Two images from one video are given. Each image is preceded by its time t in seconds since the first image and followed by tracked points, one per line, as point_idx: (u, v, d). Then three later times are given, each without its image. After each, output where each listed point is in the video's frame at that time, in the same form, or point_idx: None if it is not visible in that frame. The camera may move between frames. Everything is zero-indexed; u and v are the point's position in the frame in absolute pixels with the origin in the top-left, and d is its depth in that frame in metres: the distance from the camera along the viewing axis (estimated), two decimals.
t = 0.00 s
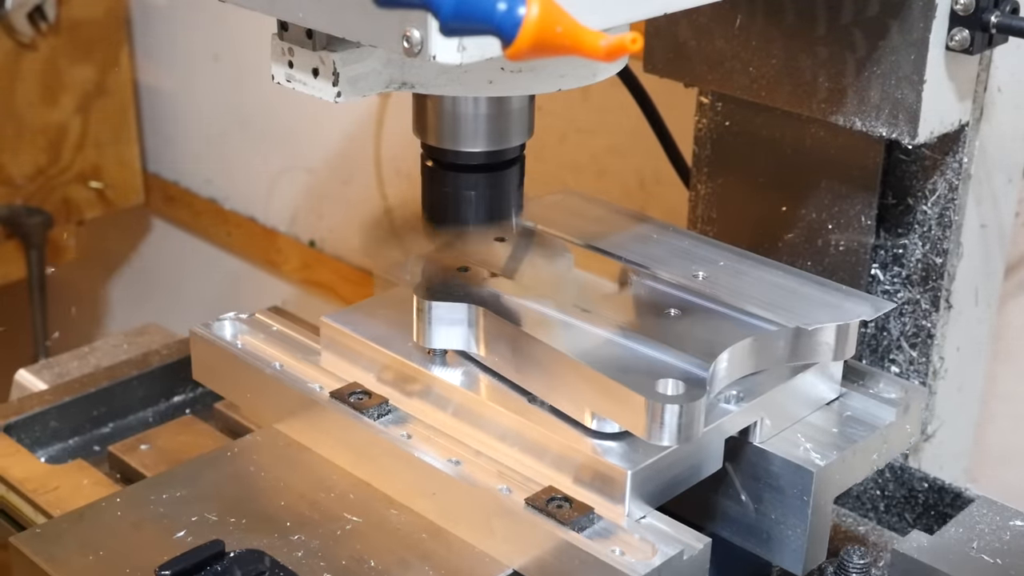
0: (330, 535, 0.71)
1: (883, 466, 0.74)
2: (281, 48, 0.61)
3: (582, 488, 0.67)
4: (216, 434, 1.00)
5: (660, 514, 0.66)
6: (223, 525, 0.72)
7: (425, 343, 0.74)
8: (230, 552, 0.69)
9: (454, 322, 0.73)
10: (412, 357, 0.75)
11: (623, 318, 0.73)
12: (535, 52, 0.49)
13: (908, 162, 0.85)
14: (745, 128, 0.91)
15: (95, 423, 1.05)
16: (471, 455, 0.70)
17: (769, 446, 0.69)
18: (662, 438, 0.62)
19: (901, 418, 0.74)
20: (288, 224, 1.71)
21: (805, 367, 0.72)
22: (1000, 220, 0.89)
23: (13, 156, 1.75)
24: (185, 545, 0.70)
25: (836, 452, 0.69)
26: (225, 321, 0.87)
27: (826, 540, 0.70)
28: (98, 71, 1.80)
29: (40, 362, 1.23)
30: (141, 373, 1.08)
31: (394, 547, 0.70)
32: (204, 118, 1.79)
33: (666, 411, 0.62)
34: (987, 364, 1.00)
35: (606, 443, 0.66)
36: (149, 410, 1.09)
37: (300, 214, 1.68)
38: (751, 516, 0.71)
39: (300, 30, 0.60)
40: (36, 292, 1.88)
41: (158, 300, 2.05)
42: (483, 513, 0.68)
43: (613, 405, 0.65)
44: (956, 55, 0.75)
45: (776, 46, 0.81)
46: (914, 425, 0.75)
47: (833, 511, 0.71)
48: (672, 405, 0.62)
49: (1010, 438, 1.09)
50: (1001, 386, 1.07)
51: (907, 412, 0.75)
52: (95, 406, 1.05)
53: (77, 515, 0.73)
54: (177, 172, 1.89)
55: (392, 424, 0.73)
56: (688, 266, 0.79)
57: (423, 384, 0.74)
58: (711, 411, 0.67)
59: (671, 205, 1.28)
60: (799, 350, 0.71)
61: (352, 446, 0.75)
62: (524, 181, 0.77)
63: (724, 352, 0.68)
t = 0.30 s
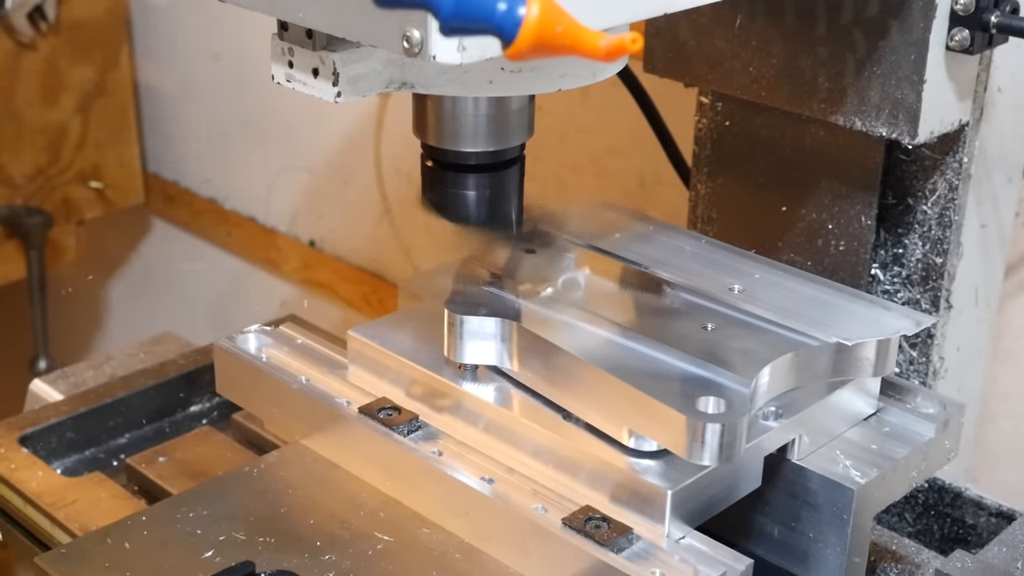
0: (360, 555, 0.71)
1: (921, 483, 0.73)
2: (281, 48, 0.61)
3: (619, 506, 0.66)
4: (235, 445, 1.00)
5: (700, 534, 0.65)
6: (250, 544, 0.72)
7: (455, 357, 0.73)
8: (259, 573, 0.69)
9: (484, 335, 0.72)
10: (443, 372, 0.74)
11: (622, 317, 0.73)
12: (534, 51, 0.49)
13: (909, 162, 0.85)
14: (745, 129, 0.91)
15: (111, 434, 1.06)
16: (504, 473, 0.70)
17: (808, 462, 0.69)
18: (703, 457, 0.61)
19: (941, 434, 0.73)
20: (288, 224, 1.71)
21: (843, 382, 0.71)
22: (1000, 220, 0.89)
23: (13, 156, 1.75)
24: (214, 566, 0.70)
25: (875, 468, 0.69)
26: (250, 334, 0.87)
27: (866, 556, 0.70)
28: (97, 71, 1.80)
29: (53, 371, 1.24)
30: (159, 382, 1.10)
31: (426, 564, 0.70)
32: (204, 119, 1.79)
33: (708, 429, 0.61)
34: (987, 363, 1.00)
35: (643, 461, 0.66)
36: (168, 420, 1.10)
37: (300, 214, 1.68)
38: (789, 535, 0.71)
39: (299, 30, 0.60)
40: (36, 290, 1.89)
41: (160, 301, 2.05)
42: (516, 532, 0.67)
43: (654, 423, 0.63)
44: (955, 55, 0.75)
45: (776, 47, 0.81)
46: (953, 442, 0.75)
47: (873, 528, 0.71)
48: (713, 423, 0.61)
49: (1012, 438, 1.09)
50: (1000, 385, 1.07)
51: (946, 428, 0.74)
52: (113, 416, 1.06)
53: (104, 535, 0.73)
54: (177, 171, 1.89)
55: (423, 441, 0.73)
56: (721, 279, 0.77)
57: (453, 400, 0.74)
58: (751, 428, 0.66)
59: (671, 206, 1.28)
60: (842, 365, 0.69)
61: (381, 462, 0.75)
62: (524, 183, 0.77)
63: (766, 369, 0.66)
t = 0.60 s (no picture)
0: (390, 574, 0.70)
1: (962, 501, 0.72)
2: (282, 48, 0.61)
3: (656, 525, 0.66)
4: (254, 457, 1.00)
5: (740, 556, 0.65)
6: (278, 564, 0.71)
7: (487, 373, 0.73)
8: None
9: (518, 351, 0.72)
10: (474, 388, 0.74)
11: (620, 318, 0.73)
12: (534, 51, 0.49)
13: (909, 162, 0.85)
14: (745, 129, 0.91)
15: (127, 445, 1.08)
16: (540, 492, 0.70)
17: (847, 480, 0.68)
18: (746, 478, 0.59)
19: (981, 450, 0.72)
20: (288, 224, 1.71)
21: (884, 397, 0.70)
22: (1000, 219, 0.89)
23: (13, 157, 1.73)
24: None
25: (916, 486, 0.68)
26: (274, 347, 0.87)
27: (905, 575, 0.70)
28: (97, 72, 1.80)
29: (68, 382, 1.24)
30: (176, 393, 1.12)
31: None
32: (204, 119, 1.79)
33: (750, 449, 0.59)
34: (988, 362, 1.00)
35: (682, 481, 0.65)
36: (183, 430, 1.13)
37: (300, 214, 1.68)
38: (828, 552, 0.71)
39: (300, 30, 0.60)
40: (35, 288, 1.89)
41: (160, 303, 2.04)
42: (552, 552, 0.67)
43: (694, 442, 0.62)
44: (955, 56, 0.75)
45: (776, 47, 0.81)
46: (993, 458, 0.74)
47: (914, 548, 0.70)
48: (756, 444, 0.59)
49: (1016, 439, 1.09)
50: (1001, 385, 1.07)
51: (986, 444, 0.73)
52: (129, 426, 1.08)
53: (131, 555, 0.72)
54: (177, 171, 1.89)
55: (455, 459, 0.72)
56: (758, 292, 0.75)
57: (484, 416, 0.73)
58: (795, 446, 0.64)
59: (670, 206, 1.28)
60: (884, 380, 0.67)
61: (411, 480, 0.74)
62: (524, 184, 0.77)
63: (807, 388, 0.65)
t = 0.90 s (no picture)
0: None
1: (1003, 519, 0.72)
2: (282, 48, 0.61)
3: (697, 546, 0.65)
4: (273, 469, 1.00)
5: None
6: None
7: (521, 390, 0.72)
8: None
9: (553, 368, 0.71)
10: (508, 405, 0.73)
11: (617, 315, 0.74)
12: (535, 50, 0.49)
13: (909, 162, 0.85)
14: (745, 130, 0.91)
15: (145, 456, 1.09)
16: (576, 511, 0.69)
17: (889, 499, 0.68)
18: (790, 498, 0.58)
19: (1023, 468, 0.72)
20: (288, 224, 1.71)
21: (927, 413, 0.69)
22: (1000, 218, 0.89)
23: (13, 156, 1.73)
24: None
25: (961, 504, 0.67)
26: (301, 360, 0.86)
27: None
28: (97, 72, 1.80)
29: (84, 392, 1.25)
30: (194, 405, 1.13)
31: None
32: (204, 118, 1.79)
33: (795, 468, 0.58)
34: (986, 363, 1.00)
35: (723, 501, 0.65)
36: (202, 442, 1.14)
37: (300, 215, 1.68)
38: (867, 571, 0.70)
39: (300, 30, 0.60)
40: (35, 288, 1.89)
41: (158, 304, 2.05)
42: (589, 572, 0.66)
43: (736, 461, 0.61)
44: (955, 56, 0.75)
45: (776, 47, 0.81)
46: None
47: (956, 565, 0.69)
48: (800, 464, 0.58)
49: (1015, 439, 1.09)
50: (1002, 384, 1.07)
51: None
52: (148, 438, 1.09)
53: None
54: (176, 171, 1.89)
55: (487, 476, 0.72)
56: (797, 304, 0.74)
57: (518, 432, 0.73)
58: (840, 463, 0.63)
59: (670, 205, 1.27)
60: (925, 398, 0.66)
61: (442, 498, 0.73)
62: (524, 184, 0.77)
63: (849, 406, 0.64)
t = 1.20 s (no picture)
0: None
1: None
2: (281, 47, 0.61)
3: (738, 567, 0.63)
4: (293, 482, 0.99)
5: None
6: None
7: (556, 407, 0.70)
8: None
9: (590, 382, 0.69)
10: (542, 423, 0.71)
11: (619, 317, 0.74)
12: (535, 48, 0.49)
13: (909, 162, 0.86)
14: (744, 130, 0.91)
15: (162, 468, 1.09)
16: (612, 531, 0.67)
17: (932, 518, 0.66)
18: (836, 520, 0.56)
19: None
20: (288, 224, 1.71)
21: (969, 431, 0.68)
22: (1000, 218, 0.88)
23: (13, 156, 1.73)
24: None
25: (1004, 523, 0.66)
26: (325, 373, 0.84)
27: None
28: (97, 72, 1.80)
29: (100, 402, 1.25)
30: (213, 416, 1.13)
31: None
32: (203, 118, 1.79)
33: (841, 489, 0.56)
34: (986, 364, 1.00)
35: (765, 523, 0.63)
36: (219, 453, 1.14)
37: (300, 215, 1.68)
38: None
39: (300, 30, 0.60)
40: (35, 287, 1.89)
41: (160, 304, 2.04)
42: None
43: (776, 478, 0.60)
44: (955, 55, 0.75)
45: (776, 46, 0.81)
46: None
47: None
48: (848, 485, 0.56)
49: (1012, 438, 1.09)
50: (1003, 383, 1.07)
51: None
52: (166, 449, 1.09)
53: None
54: (177, 171, 1.89)
55: (522, 496, 0.70)
56: (826, 317, 0.74)
57: (551, 450, 0.71)
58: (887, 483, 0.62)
59: (671, 205, 1.27)
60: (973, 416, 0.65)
61: (472, 517, 0.71)
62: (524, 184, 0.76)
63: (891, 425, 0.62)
